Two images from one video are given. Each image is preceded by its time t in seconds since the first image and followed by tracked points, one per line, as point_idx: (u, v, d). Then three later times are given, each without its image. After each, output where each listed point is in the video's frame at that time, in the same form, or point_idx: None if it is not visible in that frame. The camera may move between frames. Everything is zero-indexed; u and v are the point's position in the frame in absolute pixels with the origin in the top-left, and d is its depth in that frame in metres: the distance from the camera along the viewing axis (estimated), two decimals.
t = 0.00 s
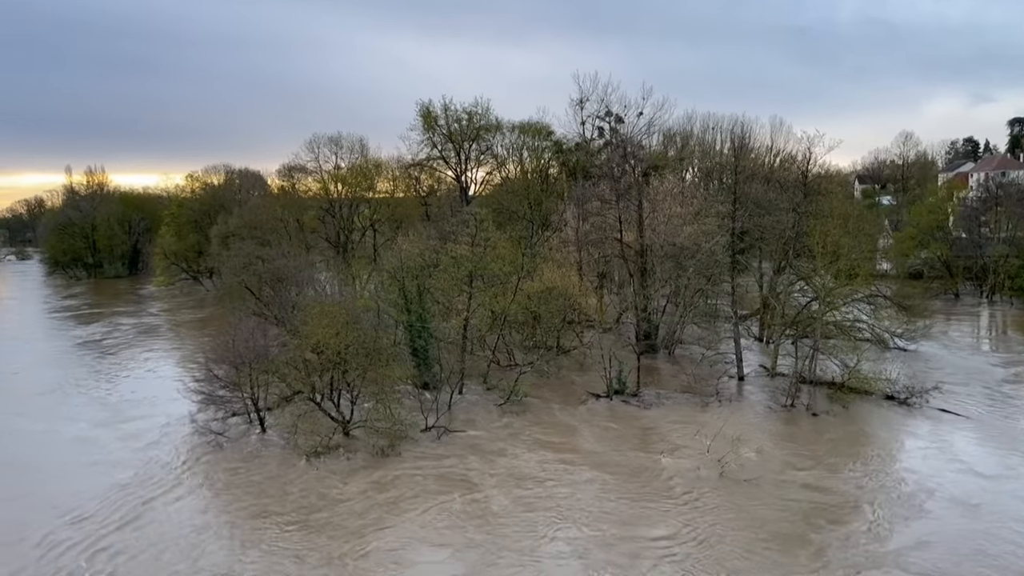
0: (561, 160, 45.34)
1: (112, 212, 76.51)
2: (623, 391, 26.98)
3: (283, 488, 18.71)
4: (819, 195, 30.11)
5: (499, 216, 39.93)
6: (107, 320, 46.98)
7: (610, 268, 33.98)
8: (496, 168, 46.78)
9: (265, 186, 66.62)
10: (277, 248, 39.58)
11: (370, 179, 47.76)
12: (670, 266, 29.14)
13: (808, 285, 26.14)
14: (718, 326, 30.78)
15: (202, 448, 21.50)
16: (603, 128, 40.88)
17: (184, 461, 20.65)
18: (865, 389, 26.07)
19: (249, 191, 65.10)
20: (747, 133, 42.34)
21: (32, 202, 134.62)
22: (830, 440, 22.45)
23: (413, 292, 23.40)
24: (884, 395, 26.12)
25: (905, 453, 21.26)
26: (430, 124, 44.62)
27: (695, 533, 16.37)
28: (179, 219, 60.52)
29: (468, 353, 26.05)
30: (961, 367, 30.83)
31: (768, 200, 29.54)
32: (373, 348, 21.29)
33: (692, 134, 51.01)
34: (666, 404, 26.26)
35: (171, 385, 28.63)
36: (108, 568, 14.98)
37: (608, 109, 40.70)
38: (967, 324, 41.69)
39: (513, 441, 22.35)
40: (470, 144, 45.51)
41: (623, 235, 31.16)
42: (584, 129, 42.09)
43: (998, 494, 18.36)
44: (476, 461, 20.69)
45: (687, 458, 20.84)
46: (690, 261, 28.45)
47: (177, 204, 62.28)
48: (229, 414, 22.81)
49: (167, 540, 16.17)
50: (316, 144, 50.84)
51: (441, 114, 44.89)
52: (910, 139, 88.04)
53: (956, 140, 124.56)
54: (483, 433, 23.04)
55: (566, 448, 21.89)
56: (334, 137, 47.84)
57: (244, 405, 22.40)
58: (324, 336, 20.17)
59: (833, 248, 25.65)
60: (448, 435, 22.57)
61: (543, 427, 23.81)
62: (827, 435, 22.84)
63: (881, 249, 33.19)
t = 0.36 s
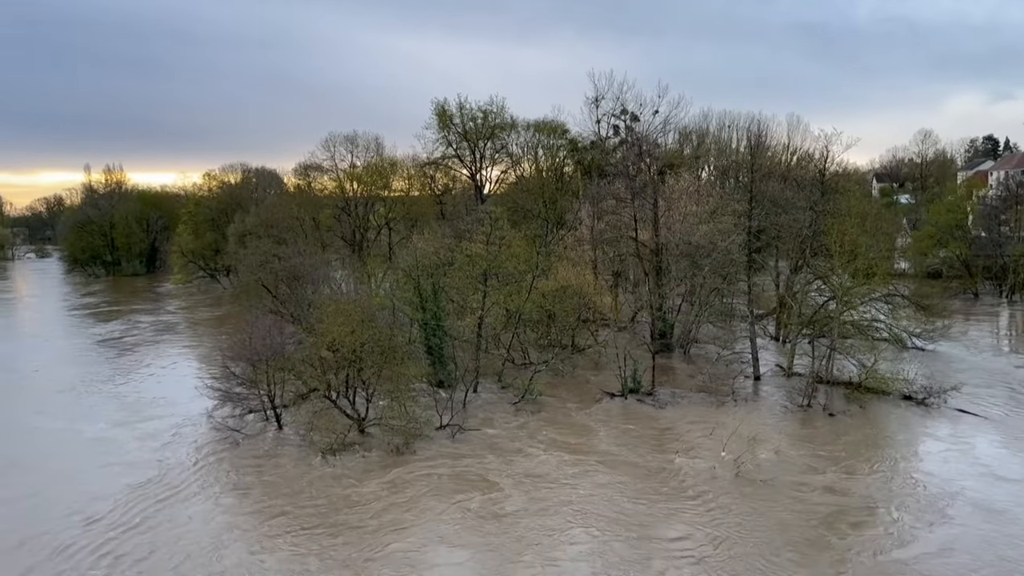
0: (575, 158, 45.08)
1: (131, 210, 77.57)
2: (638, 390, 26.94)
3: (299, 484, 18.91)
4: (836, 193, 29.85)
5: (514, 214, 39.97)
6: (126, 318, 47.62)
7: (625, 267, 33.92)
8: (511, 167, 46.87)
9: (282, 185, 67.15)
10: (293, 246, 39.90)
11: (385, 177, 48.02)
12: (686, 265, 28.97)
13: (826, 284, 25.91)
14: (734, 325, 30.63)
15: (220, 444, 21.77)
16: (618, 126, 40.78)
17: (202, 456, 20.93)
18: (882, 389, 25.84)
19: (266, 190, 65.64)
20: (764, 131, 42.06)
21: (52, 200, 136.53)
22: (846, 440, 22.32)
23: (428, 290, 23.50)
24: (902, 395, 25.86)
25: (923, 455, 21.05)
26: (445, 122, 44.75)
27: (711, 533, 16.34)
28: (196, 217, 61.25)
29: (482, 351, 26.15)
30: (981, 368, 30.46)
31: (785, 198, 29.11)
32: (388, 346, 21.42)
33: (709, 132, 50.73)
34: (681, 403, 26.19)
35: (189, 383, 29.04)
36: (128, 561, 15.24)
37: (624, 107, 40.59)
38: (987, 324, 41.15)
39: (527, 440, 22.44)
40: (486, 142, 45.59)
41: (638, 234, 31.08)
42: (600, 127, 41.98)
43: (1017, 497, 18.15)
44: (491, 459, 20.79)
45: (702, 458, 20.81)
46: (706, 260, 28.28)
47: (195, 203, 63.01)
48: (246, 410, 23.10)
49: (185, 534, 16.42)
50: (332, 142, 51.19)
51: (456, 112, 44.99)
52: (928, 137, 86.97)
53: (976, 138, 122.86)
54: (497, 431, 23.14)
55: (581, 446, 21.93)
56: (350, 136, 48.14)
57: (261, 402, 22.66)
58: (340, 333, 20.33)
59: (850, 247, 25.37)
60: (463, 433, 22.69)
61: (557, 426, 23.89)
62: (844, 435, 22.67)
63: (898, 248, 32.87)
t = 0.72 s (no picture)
0: (592, 157, 44.85)
1: (150, 209, 78.58)
2: (655, 389, 26.88)
3: (317, 481, 19.16)
4: (856, 192, 29.56)
5: (530, 213, 39.98)
6: (147, 316, 48.31)
7: (642, 266, 33.77)
8: (528, 165, 46.93)
9: (300, 184, 67.69)
10: (311, 244, 40.23)
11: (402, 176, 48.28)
12: (704, 264, 28.75)
13: (846, 284, 25.66)
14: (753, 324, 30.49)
15: (239, 440, 22.09)
16: (636, 125, 40.66)
17: (221, 452, 21.25)
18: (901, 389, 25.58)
19: (285, 188, 66.18)
20: (783, 129, 41.72)
21: (73, 199, 138.48)
22: (866, 441, 22.12)
23: (445, 289, 23.65)
24: (922, 396, 25.58)
25: (943, 456, 20.85)
26: (462, 120, 44.87)
27: (730, 534, 16.27)
28: (216, 215, 62.07)
29: (499, 350, 26.26)
30: (1003, 368, 30.05)
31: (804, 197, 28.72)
32: (405, 344, 21.57)
33: (727, 130, 50.40)
34: (699, 403, 26.09)
35: (208, 380, 29.42)
36: (152, 554, 15.46)
37: (641, 106, 40.45)
38: (1010, 325, 40.54)
39: (543, 438, 22.53)
40: (503, 141, 45.66)
41: (656, 233, 30.97)
42: (617, 126, 41.85)
43: None
44: (508, 458, 20.88)
45: (720, 458, 20.73)
46: (724, 259, 28.13)
47: (214, 202, 63.82)
48: (264, 408, 23.37)
49: (206, 529, 16.64)
50: (350, 141, 51.51)
51: (473, 111, 45.10)
52: (950, 135, 85.58)
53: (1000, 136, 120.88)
54: (514, 430, 23.23)
55: (596, 445, 21.98)
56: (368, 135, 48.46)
57: (279, 399, 22.96)
58: (358, 331, 20.53)
59: (870, 246, 25.10)
60: (479, 431, 22.83)
61: (574, 424, 23.93)
62: (862, 436, 22.49)
63: (919, 247, 32.49)
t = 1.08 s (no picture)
0: (610, 156, 44.95)
1: (172, 207, 79.82)
2: (673, 389, 26.81)
3: (335, 478, 19.39)
4: (877, 190, 29.22)
5: (548, 212, 39.96)
6: (168, 314, 49.04)
7: (661, 265, 33.88)
8: (546, 164, 46.95)
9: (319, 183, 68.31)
10: (330, 243, 40.60)
11: (420, 175, 48.57)
12: (723, 263, 28.66)
13: (866, 283, 25.36)
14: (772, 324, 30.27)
15: (259, 438, 22.40)
16: (654, 123, 40.50)
17: (241, 449, 21.58)
18: (923, 390, 25.28)
19: (304, 187, 66.78)
20: (803, 127, 41.32)
21: (95, 198, 140.74)
22: (887, 443, 21.91)
23: (462, 287, 23.79)
24: (944, 397, 25.26)
25: (965, 459, 20.61)
26: (480, 119, 45.01)
27: (748, 536, 16.18)
28: (236, 214, 63.09)
29: (516, 348, 26.35)
30: None
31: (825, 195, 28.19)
32: (423, 342, 21.73)
33: (746, 128, 50.01)
34: (717, 403, 25.98)
35: (229, 378, 29.88)
36: (173, 551, 15.76)
37: (659, 104, 40.30)
38: None
39: (559, 438, 22.59)
40: (520, 140, 45.71)
41: (674, 231, 30.83)
42: (635, 124, 41.74)
43: None
44: (525, 457, 20.96)
45: (739, 459, 20.62)
46: (743, 258, 27.97)
47: (234, 201, 64.95)
48: (283, 405, 23.73)
49: (227, 525, 16.97)
50: (368, 140, 51.89)
51: (491, 110, 45.22)
52: (973, 133, 84.22)
53: None
54: (531, 429, 23.29)
55: (613, 445, 22.00)
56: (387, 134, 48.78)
57: (298, 397, 23.25)
58: (376, 329, 20.72)
59: (892, 245, 24.81)
60: (495, 430, 22.95)
61: (591, 424, 23.94)
62: (883, 437, 22.28)
63: (942, 246, 32.06)
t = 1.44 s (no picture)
0: (629, 155, 45.07)
1: (193, 207, 80.95)
2: (691, 389, 26.72)
3: (355, 476, 19.63)
4: (899, 190, 28.88)
5: (566, 211, 39.91)
6: (190, 313, 49.74)
7: (679, 264, 34.00)
8: (564, 163, 46.92)
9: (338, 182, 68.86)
10: (349, 242, 40.95)
11: (439, 174, 48.82)
12: (742, 262, 28.81)
13: (888, 283, 25.07)
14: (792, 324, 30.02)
15: (279, 435, 22.72)
16: (673, 121, 40.31)
17: (262, 446, 21.91)
18: (945, 391, 24.95)
19: (323, 186, 67.32)
20: (824, 125, 40.89)
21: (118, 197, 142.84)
22: (909, 445, 21.70)
23: (480, 286, 23.90)
24: (967, 398, 24.93)
25: (989, 462, 20.35)
26: (498, 118, 45.09)
27: (767, 540, 16.10)
28: (256, 213, 63.91)
29: (534, 348, 26.42)
30: None
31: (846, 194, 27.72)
32: (440, 341, 21.87)
33: (766, 127, 49.60)
34: (736, 403, 25.85)
35: (249, 377, 30.28)
36: (197, 547, 16.02)
37: (678, 102, 40.10)
38: None
39: (577, 437, 22.65)
40: (538, 138, 45.70)
41: (693, 231, 30.64)
42: (654, 123, 41.57)
43: None
44: (543, 457, 21.04)
45: (758, 461, 20.52)
46: (764, 258, 27.76)
47: (255, 200, 65.69)
48: (302, 403, 24.08)
49: (249, 521, 17.30)
50: (387, 140, 52.23)
51: (509, 109, 45.28)
52: (998, 131, 82.69)
53: None
54: (548, 428, 23.38)
55: (631, 445, 22.01)
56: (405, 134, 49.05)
57: (318, 395, 23.52)
58: (394, 328, 20.92)
59: (914, 244, 24.51)
60: (513, 429, 23.06)
61: (609, 424, 23.95)
62: (904, 439, 22.05)
63: (965, 246, 31.62)
